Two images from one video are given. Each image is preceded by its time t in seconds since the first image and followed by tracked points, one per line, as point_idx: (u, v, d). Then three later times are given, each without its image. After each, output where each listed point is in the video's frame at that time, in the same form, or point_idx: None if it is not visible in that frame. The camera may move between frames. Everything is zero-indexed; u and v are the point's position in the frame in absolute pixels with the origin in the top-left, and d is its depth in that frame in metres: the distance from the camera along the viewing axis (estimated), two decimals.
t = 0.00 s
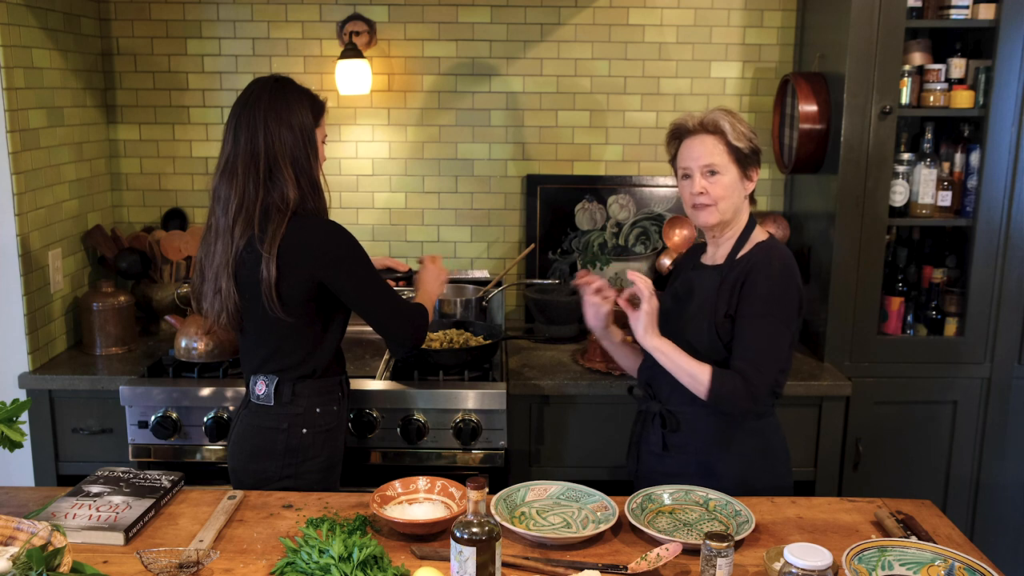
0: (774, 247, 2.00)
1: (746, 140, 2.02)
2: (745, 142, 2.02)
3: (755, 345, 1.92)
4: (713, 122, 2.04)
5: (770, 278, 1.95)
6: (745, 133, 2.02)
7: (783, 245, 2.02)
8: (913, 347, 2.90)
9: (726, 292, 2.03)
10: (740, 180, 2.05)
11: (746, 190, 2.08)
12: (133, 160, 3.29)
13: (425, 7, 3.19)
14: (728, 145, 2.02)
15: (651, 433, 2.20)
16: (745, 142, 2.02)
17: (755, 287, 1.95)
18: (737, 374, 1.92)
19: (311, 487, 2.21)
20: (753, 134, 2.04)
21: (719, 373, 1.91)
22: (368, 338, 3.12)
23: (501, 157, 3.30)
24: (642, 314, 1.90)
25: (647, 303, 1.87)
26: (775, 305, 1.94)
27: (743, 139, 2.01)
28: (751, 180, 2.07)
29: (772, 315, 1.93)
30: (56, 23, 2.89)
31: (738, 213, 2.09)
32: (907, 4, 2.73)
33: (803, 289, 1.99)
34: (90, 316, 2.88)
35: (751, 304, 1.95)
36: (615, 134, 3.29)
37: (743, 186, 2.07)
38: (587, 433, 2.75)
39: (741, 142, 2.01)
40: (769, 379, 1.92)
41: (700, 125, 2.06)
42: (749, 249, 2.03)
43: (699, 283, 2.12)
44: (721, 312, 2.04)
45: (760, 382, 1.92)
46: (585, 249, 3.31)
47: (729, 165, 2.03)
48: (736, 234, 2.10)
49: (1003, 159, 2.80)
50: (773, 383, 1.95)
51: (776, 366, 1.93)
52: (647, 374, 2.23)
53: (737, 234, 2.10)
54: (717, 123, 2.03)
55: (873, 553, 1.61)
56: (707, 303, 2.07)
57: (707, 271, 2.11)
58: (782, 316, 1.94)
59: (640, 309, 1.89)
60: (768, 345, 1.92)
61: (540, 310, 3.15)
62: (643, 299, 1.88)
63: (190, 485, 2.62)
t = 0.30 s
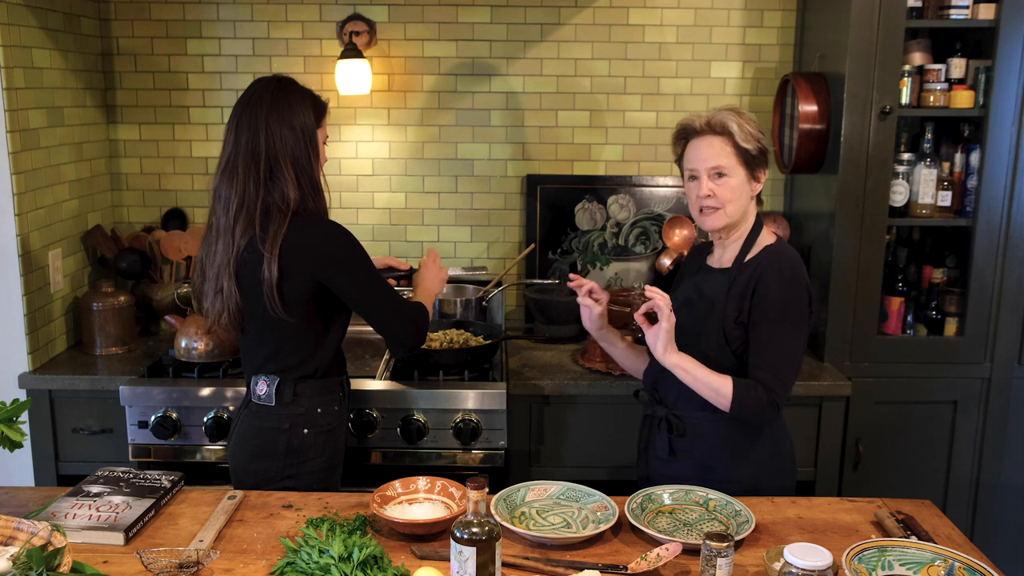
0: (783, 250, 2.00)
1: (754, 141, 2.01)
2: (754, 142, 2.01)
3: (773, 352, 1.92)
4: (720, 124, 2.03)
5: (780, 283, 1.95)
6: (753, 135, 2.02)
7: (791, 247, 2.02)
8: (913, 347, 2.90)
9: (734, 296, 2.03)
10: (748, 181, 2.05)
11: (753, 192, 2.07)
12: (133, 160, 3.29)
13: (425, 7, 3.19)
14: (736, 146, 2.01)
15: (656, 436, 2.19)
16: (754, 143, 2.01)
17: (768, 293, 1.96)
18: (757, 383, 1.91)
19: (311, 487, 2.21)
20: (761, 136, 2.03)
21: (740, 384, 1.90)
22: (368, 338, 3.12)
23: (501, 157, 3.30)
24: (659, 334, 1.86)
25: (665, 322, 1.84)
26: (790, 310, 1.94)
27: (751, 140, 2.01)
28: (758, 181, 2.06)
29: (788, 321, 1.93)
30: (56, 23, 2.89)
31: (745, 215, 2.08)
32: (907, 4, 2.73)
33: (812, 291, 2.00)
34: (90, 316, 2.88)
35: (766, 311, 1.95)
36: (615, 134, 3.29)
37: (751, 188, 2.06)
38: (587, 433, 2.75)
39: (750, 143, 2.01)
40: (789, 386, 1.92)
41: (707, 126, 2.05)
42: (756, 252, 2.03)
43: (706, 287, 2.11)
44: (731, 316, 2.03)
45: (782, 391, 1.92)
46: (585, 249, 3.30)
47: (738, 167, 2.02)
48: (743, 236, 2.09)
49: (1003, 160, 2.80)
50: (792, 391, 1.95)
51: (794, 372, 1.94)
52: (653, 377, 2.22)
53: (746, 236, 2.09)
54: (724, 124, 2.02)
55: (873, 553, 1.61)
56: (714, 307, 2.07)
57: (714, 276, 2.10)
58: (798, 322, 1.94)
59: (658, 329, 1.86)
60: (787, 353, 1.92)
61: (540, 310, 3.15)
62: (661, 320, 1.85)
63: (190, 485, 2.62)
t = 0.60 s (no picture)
0: (785, 252, 2.00)
1: (758, 140, 2.01)
2: (758, 142, 2.01)
3: (774, 355, 1.92)
4: (725, 122, 2.03)
5: (782, 287, 1.95)
6: (757, 134, 2.02)
7: (793, 249, 2.02)
8: (913, 347, 2.90)
9: (736, 297, 2.02)
10: (751, 181, 2.05)
11: (756, 192, 2.07)
12: (133, 160, 3.29)
13: (425, 7, 3.19)
14: (740, 146, 2.01)
15: (658, 438, 2.20)
16: (758, 143, 2.01)
17: (770, 295, 1.96)
18: (758, 386, 1.91)
19: (311, 487, 2.21)
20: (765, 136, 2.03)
21: (740, 386, 1.91)
22: (368, 338, 3.12)
23: (501, 157, 3.30)
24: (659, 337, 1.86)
25: (665, 326, 1.84)
26: (792, 313, 1.94)
27: (755, 140, 2.01)
28: (761, 182, 2.06)
29: (790, 324, 1.93)
30: (56, 23, 2.89)
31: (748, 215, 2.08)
32: (907, 4, 2.72)
33: (814, 294, 2.00)
34: (90, 316, 2.88)
35: (768, 314, 1.95)
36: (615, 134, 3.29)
37: (754, 188, 2.06)
38: (587, 433, 2.75)
39: (754, 142, 2.01)
40: (789, 390, 1.92)
41: (711, 125, 2.05)
42: (758, 254, 2.03)
43: (708, 288, 2.10)
44: (733, 318, 2.03)
45: (783, 394, 1.91)
46: (585, 249, 3.31)
47: (741, 166, 2.02)
48: (746, 236, 2.09)
49: (1003, 160, 2.80)
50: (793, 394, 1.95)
51: (796, 375, 1.94)
52: (655, 378, 2.22)
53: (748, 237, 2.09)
54: (728, 123, 2.02)
55: (873, 553, 1.61)
56: (716, 309, 2.06)
57: (716, 277, 2.10)
58: (799, 326, 1.94)
59: (657, 333, 1.86)
60: (788, 357, 1.92)
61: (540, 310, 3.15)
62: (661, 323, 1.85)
63: (190, 485, 2.62)
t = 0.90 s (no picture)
0: (787, 253, 2.00)
1: (757, 140, 2.00)
2: (757, 143, 2.00)
3: (774, 357, 1.92)
4: (724, 123, 2.02)
5: (784, 287, 1.95)
6: (756, 134, 2.00)
7: (796, 250, 2.03)
8: (913, 347, 2.90)
9: (737, 298, 2.02)
10: (751, 182, 2.04)
11: (757, 193, 2.06)
12: (133, 160, 3.29)
13: (425, 7, 3.19)
14: (738, 146, 2.00)
15: (659, 438, 2.20)
16: (756, 143, 2.00)
17: (771, 296, 1.95)
18: (758, 388, 1.91)
19: (312, 487, 2.21)
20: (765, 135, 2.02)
21: (740, 387, 1.91)
22: (368, 338, 3.12)
23: (501, 157, 3.30)
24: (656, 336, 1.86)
25: (661, 329, 1.85)
26: (793, 314, 1.94)
27: (754, 140, 2.00)
28: (762, 182, 2.05)
29: (791, 325, 1.93)
30: (56, 23, 2.89)
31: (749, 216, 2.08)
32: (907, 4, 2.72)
33: (816, 295, 2.00)
34: (90, 316, 2.88)
35: (769, 315, 1.95)
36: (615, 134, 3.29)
37: (754, 189, 2.05)
38: (588, 433, 2.75)
39: (752, 143, 1.99)
40: (790, 392, 1.92)
41: (710, 125, 2.04)
42: (761, 255, 2.03)
43: (710, 289, 2.10)
44: (733, 320, 2.03)
45: (783, 396, 1.91)
46: (585, 249, 3.31)
47: (740, 167, 2.01)
48: (748, 237, 2.09)
49: (1003, 160, 2.80)
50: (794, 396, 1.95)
51: (796, 377, 1.93)
52: (656, 379, 2.22)
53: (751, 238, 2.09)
54: (727, 124, 2.01)
55: (873, 553, 1.61)
56: (717, 309, 2.06)
57: (718, 278, 2.09)
58: (800, 328, 1.94)
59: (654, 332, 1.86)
60: (788, 358, 1.92)
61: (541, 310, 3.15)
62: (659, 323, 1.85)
63: (190, 485, 2.62)
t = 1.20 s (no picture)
0: (790, 256, 1.99)
1: (728, 147, 1.96)
2: (727, 150, 1.96)
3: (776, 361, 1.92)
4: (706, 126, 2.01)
5: (788, 291, 1.94)
6: (733, 140, 1.96)
7: (799, 253, 2.02)
8: (913, 347, 2.90)
9: (737, 302, 2.02)
10: (729, 188, 2.00)
11: (740, 199, 2.01)
12: (133, 160, 3.29)
13: (425, 7, 3.19)
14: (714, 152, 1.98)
15: (659, 438, 2.20)
16: (727, 151, 1.96)
17: (771, 301, 1.95)
18: (759, 392, 1.92)
19: (312, 487, 2.21)
20: (744, 141, 1.95)
21: (741, 390, 1.91)
22: (368, 338, 3.12)
23: (501, 157, 3.30)
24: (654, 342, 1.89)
25: (653, 331, 1.88)
26: (794, 318, 1.93)
27: (726, 147, 1.96)
28: (743, 189, 1.99)
29: (791, 330, 1.93)
30: (56, 23, 2.89)
31: (738, 219, 2.05)
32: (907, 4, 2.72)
33: (818, 297, 1.99)
34: (90, 316, 2.88)
35: (769, 320, 1.95)
36: (615, 134, 3.29)
37: (734, 195, 2.00)
38: (588, 433, 2.75)
39: (722, 150, 1.96)
40: (791, 396, 1.93)
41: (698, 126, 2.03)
42: (764, 258, 2.01)
43: (711, 289, 2.10)
44: (734, 323, 2.03)
45: (784, 400, 1.92)
46: (585, 249, 3.31)
47: (713, 172, 1.99)
48: (745, 241, 2.07)
49: (1003, 160, 2.80)
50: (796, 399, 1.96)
51: (797, 382, 1.94)
52: (656, 379, 2.22)
53: (748, 242, 2.06)
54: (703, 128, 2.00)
55: (873, 553, 1.61)
56: (718, 311, 2.06)
57: (721, 280, 2.08)
58: (801, 332, 1.94)
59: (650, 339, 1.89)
60: (789, 363, 1.92)
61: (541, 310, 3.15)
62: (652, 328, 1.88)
63: (190, 485, 2.62)
